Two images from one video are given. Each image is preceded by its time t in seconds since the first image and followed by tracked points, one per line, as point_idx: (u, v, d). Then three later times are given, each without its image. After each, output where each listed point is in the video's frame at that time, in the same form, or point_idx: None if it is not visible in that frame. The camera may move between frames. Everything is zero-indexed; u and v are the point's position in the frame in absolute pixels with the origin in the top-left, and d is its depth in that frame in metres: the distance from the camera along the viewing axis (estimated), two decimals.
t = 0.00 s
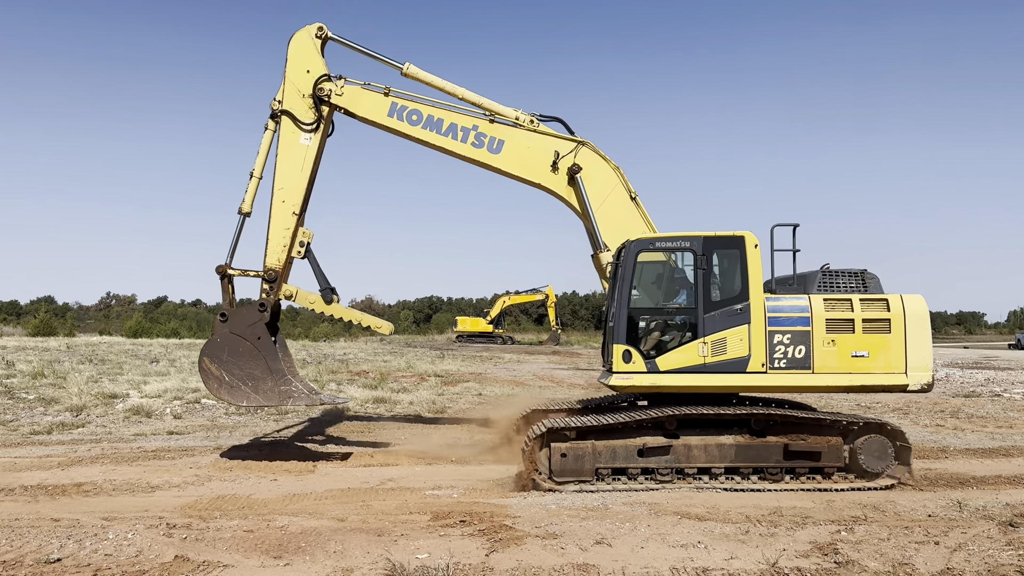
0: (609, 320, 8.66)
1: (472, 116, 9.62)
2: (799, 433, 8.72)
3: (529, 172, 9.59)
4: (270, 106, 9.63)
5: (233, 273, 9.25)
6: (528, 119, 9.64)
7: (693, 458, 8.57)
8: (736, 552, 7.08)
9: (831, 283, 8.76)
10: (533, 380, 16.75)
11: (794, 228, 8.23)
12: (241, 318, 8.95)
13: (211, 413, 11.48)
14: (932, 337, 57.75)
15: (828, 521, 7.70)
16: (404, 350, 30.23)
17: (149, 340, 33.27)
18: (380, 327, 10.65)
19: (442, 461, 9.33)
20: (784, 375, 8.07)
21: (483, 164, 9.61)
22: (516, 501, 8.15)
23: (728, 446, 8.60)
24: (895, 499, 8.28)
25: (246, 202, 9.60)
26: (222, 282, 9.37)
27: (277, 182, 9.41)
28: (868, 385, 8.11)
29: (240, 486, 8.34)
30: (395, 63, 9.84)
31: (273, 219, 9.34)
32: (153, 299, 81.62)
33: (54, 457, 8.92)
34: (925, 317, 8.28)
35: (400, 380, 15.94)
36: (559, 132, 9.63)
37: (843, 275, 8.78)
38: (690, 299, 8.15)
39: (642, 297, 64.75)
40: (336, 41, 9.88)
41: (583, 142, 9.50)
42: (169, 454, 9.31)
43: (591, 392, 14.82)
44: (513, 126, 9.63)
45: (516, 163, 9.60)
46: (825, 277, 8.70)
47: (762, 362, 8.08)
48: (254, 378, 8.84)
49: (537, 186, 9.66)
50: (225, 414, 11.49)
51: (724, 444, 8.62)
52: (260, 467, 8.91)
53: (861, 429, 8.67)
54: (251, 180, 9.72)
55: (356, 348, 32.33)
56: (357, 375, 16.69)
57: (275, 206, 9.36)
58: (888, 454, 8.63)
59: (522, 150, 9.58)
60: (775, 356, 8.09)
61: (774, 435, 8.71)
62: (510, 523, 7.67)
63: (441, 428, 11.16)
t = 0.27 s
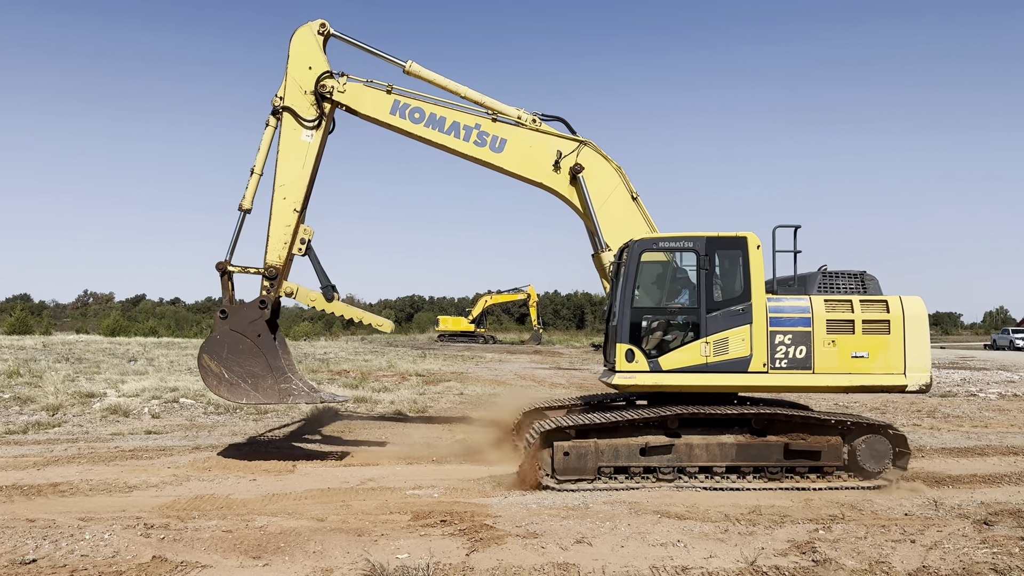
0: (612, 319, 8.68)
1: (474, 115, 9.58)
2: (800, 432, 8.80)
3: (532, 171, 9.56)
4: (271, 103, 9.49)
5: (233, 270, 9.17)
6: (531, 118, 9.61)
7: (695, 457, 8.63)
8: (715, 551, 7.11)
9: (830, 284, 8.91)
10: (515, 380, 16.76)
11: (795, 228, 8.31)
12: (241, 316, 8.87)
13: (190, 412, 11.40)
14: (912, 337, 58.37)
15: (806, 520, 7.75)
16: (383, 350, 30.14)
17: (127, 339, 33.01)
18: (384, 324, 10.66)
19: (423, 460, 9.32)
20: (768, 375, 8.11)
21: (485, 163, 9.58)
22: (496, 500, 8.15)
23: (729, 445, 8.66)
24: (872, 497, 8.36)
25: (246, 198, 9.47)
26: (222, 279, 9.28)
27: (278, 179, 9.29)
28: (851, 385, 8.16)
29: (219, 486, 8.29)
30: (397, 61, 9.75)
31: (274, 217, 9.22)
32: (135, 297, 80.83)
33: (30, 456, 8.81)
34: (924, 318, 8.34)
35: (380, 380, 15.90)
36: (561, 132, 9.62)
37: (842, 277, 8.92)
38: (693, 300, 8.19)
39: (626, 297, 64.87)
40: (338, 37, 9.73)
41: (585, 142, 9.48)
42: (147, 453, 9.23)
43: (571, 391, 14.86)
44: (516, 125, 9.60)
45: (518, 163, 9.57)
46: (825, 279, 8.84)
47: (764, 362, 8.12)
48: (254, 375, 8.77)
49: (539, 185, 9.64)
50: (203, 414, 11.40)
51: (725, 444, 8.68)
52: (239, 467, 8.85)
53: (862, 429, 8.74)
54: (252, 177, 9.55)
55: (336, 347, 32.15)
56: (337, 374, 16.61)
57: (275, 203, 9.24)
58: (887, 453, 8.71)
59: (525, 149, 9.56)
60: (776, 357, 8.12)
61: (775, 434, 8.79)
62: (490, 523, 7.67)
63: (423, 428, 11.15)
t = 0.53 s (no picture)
0: (616, 320, 8.68)
1: (478, 114, 9.54)
2: (802, 432, 8.88)
3: (536, 171, 9.53)
4: (274, 102, 9.33)
5: (235, 269, 9.03)
6: (534, 118, 9.56)
7: (700, 457, 8.68)
8: (697, 549, 7.14)
9: (833, 285, 8.96)
10: (499, 379, 16.77)
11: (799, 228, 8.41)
12: (245, 315, 8.63)
13: (171, 412, 11.32)
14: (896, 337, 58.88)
15: (787, 519, 7.80)
16: (367, 349, 30.00)
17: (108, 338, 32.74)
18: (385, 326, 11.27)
19: (406, 461, 9.31)
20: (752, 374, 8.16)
21: (488, 163, 9.54)
22: (480, 500, 8.15)
23: (734, 444, 8.72)
24: (853, 496, 8.43)
25: (248, 197, 9.22)
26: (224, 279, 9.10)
27: (281, 178, 9.16)
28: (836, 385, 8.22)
29: (201, 487, 8.24)
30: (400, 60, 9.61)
31: (277, 216, 9.09)
32: (118, 294, 79.99)
33: (8, 457, 8.72)
34: (925, 319, 8.49)
35: (363, 380, 15.85)
36: (565, 132, 9.58)
37: (846, 279, 8.98)
38: (698, 300, 8.21)
39: (611, 296, 64.96)
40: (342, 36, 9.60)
41: (589, 142, 9.44)
42: (127, 453, 9.17)
43: (554, 391, 14.88)
44: (520, 125, 9.56)
45: (521, 163, 9.53)
46: (827, 280, 8.88)
47: (768, 362, 8.16)
48: (257, 375, 8.51)
49: (542, 186, 9.61)
50: (184, 414, 11.32)
51: (730, 443, 8.73)
52: (220, 467, 8.81)
53: (863, 428, 8.86)
54: (253, 176, 9.35)
55: (319, 347, 31.93)
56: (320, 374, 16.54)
57: (279, 202, 9.11)
58: (888, 451, 8.84)
59: (528, 149, 9.52)
60: (780, 357, 8.17)
61: (778, 434, 8.86)
62: (474, 522, 7.66)
63: (407, 427, 11.14)
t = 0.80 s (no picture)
0: (620, 320, 8.68)
1: (481, 113, 9.45)
2: (804, 432, 8.96)
3: (539, 170, 9.46)
4: (275, 98, 9.23)
5: (235, 265, 8.76)
6: (538, 117, 9.47)
7: (704, 456, 8.74)
8: (684, 549, 7.15)
9: (832, 287, 9.02)
10: (486, 379, 16.77)
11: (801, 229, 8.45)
12: (245, 312, 8.37)
13: (156, 412, 11.27)
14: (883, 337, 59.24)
15: (773, 518, 7.84)
16: (353, 349, 29.96)
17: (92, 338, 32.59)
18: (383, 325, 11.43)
19: (393, 461, 9.32)
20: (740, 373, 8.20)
21: (491, 162, 9.48)
22: (467, 500, 8.15)
23: (737, 444, 8.79)
24: (839, 496, 8.49)
25: (248, 194, 9.08)
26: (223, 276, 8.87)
27: (282, 174, 9.05)
28: (823, 386, 8.27)
29: (186, 487, 8.21)
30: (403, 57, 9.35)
31: (278, 213, 8.98)
32: (106, 292, 79.33)
33: None
34: (924, 320, 8.59)
35: (351, 380, 15.80)
36: (568, 131, 9.50)
37: (845, 281, 9.07)
38: (703, 300, 8.22)
39: (599, 296, 65.02)
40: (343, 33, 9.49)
41: (592, 142, 9.37)
42: (112, 454, 9.13)
43: (542, 392, 14.90)
44: (523, 124, 9.47)
45: (524, 162, 9.46)
46: (827, 281, 8.93)
47: (771, 363, 8.21)
48: (257, 373, 8.25)
49: (544, 185, 9.53)
50: (170, 414, 11.27)
51: (733, 443, 8.80)
52: (206, 468, 8.78)
53: (864, 427, 8.95)
54: (253, 172, 9.17)
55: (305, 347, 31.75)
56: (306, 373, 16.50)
57: (279, 199, 9.02)
58: (888, 451, 8.92)
59: (532, 149, 9.45)
60: (783, 357, 8.23)
61: (780, 434, 8.94)
62: (461, 522, 7.66)
63: (395, 427, 11.14)
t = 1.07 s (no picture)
0: (619, 321, 8.65)
1: (478, 112, 9.35)
2: (801, 432, 9.05)
3: (536, 171, 9.38)
4: (269, 94, 9.07)
5: (226, 265, 8.53)
6: (534, 117, 9.39)
7: (705, 457, 8.76)
8: (673, 549, 7.17)
9: (828, 288, 9.04)
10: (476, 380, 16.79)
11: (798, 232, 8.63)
12: (238, 312, 8.22)
13: (145, 413, 11.22)
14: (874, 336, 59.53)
15: (762, 518, 7.87)
16: (344, 349, 29.93)
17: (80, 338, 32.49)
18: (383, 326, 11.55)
19: (383, 462, 9.33)
20: (730, 373, 8.22)
21: (489, 162, 9.37)
22: (457, 500, 8.15)
23: (737, 444, 8.83)
24: (827, 495, 8.53)
25: (240, 192, 8.79)
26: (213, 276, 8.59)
27: (275, 173, 8.89)
28: (812, 385, 8.31)
29: (175, 488, 8.18)
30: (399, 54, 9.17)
31: (271, 212, 8.83)
32: (96, 292, 78.99)
33: None
34: (917, 321, 8.67)
35: (341, 380, 15.78)
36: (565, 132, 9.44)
37: (841, 282, 9.06)
38: (703, 301, 8.23)
39: (591, 296, 65.14)
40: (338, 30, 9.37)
41: (589, 142, 9.34)
42: (100, 454, 9.09)
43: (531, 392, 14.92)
44: (520, 124, 9.39)
45: (521, 162, 9.37)
46: (823, 282, 8.96)
47: (769, 363, 8.26)
48: (249, 375, 8.13)
49: (540, 185, 9.47)
50: (159, 414, 11.23)
51: (733, 443, 8.84)
52: (195, 469, 8.76)
53: (860, 427, 9.04)
54: (246, 170, 8.96)
55: (295, 348, 31.60)
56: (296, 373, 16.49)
57: (272, 198, 8.84)
58: (883, 450, 9.03)
59: (529, 149, 9.36)
60: (781, 357, 8.27)
61: (778, 434, 9.00)
62: (451, 523, 7.65)
63: (385, 428, 11.13)
